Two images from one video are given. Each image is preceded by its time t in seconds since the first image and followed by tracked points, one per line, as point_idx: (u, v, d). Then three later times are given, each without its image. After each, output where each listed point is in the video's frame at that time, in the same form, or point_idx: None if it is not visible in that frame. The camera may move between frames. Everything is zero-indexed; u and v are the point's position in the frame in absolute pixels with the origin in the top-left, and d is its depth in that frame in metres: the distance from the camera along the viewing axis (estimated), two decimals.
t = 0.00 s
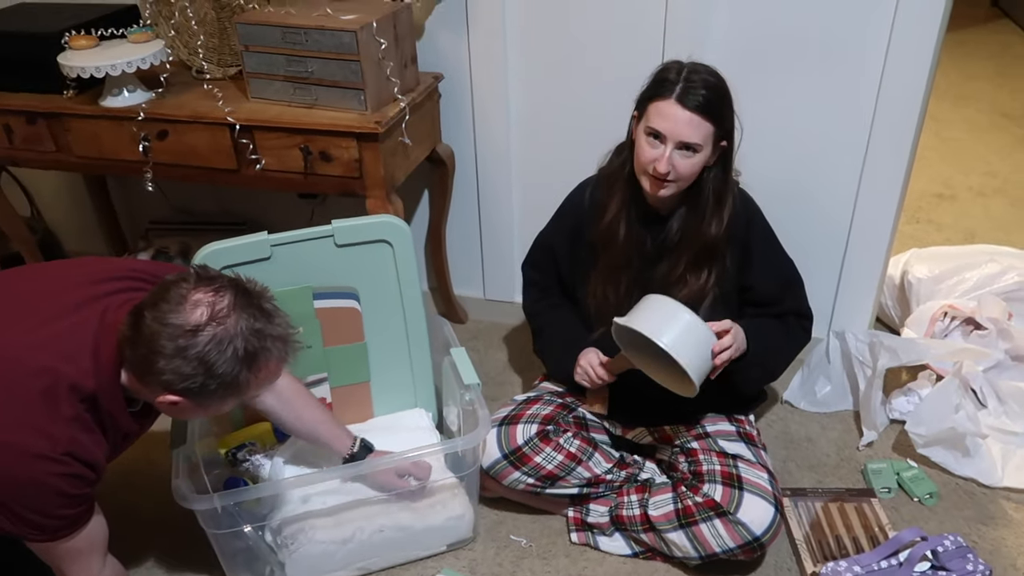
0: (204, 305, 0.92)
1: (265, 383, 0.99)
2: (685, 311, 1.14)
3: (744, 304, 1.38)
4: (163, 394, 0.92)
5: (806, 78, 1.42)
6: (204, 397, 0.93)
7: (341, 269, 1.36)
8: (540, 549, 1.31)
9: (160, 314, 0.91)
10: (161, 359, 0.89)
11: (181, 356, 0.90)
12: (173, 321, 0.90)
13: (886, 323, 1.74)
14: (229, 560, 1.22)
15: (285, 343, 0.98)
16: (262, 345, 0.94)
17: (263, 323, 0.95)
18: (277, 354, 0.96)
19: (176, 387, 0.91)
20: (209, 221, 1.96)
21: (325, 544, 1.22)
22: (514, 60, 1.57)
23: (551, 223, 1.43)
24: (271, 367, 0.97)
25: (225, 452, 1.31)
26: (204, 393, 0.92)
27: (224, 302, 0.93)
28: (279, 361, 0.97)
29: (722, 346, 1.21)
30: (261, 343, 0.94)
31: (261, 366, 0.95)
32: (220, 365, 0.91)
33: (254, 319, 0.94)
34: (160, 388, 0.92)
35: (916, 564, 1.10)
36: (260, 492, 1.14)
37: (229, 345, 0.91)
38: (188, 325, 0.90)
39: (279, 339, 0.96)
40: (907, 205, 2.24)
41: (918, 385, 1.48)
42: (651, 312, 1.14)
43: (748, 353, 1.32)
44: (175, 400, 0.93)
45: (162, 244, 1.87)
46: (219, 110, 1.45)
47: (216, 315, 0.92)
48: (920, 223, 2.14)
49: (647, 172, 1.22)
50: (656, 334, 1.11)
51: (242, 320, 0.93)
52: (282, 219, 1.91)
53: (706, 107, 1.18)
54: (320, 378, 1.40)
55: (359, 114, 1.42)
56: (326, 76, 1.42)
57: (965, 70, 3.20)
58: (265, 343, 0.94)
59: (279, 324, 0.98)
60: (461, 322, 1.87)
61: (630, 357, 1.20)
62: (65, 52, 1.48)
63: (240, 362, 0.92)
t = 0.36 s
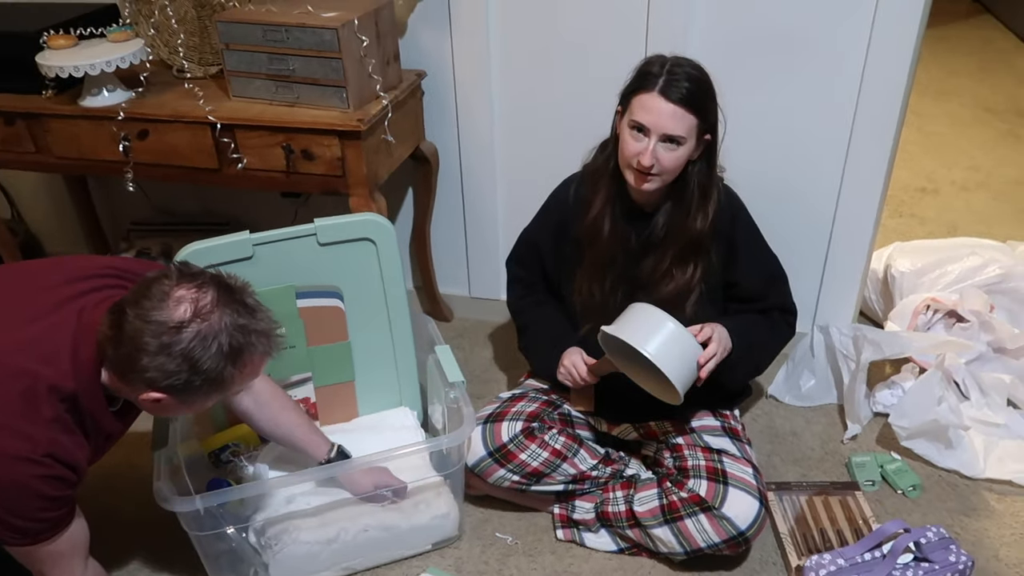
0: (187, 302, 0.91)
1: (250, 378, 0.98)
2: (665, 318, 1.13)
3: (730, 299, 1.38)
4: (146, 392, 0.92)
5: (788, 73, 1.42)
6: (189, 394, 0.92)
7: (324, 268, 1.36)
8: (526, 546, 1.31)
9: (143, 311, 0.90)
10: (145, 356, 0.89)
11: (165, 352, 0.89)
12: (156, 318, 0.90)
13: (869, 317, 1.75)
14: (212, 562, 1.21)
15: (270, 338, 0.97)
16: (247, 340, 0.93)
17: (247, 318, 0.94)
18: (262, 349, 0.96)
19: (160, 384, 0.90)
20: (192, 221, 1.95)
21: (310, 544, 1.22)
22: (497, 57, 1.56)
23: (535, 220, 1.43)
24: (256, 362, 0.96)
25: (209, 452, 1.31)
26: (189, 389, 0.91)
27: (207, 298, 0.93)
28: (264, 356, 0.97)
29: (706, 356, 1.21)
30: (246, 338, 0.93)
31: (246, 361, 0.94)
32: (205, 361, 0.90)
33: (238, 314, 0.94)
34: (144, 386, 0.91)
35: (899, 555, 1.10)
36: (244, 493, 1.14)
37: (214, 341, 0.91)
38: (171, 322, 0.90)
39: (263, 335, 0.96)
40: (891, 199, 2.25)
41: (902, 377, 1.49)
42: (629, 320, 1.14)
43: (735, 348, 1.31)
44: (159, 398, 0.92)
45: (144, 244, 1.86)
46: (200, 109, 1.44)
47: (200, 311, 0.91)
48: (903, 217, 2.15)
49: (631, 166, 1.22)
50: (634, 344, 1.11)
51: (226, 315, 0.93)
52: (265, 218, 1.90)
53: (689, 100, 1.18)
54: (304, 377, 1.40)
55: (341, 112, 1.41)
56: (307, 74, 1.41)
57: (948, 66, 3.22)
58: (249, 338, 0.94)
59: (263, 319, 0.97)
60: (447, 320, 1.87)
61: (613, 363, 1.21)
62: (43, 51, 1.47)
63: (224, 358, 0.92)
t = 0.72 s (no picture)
0: (175, 291, 0.91)
1: (237, 368, 0.98)
2: (648, 306, 1.14)
3: (716, 289, 1.39)
4: (134, 381, 0.91)
5: (772, 62, 1.42)
6: (177, 383, 0.92)
7: (310, 260, 1.35)
8: (516, 535, 1.31)
9: (132, 301, 0.90)
10: (134, 345, 0.88)
11: (154, 341, 0.89)
12: (145, 307, 0.89)
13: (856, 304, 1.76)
14: (201, 554, 1.21)
15: (257, 328, 0.97)
16: (235, 330, 0.93)
17: (235, 308, 0.94)
18: (249, 339, 0.95)
19: (149, 373, 0.90)
20: (177, 213, 1.93)
21: (299, 536, 1.22)
22: (481, 47, 1.56)
23: (522, 211, 1.43)
24: (244, 352, 0.96)
25: (196, 445, 1.31)
26: (178, 378, 0.91)
27: (196, 288, 0.92)
28: (251, 346, 0.96)
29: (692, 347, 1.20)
30: (235, 328, 0.93)
31: (235, 351, 0.94)
32: (194, 350, 0.90)
33: (226, 305, 0.93)
34: (132, 375, 0.90)
35: (884, 540, 1.09)
36: (232, 485, 1.13)
37: (203, 331, 0.91)
38: (160, 311, 0.89)
39: (251, 324, 0.96)
40: (876, 187, 2.26)
41: (887, 364, 1.49)
42: (612, 311, 1.16)
43: (723, 337, 1.31)
44: (146, 387, 0.91)
45: (129, 237, 1.85)
46: (183, 100, 1.43)
47: (189, 301, 0.91)
48: (888, 205, 2.17)
49: (615, 156, 1.22)
50: (615, 334, 1.12)
51: (215, 305, 0.92)
52: (251, 210, 1.89)
53: (672, 88, 1.18)
54: (291, 369, 1.39)
55: (326, 103, 1.40)
56: (291, 64, 1.40)
57: (932, 54, 3.24)
58: (238, 328, 0.93)
59: (250, 309, 0.97)
60: (434, 311, 1.87)
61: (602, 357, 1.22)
62: (22, 42, 1.45)
63: (213, 347, 0.92)
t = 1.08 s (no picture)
0: (179, 299, 0.91)
1: (238, 375, 0.98)
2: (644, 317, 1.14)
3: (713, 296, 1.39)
4: (136, 388, 0.91)
5: (770, 71, 1.43)
6: (179, 390, 0.92)
7: (310, 266, 1.35)
8: (515, 543, 1.31)
9: (136, 308, 0.89)
10: (138, 353, 0.88)
11: (159, 349, 0.89)
12: (149, 315, 0.89)
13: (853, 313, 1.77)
14: (200, 561, 1.20)
15: (259, 335, 0.97)
16: (238, 337, 0.94)
17: (238, 316, 0.94)
18: (251, 346, 0.96)
19: (152, 380, 0.90)
20: (176, 219, 1.93)
21: (298, 543, 1.22)
22: (480, 54, 1.56)
23: (522, 218, 1.44)
24: (245, 359, 0.96)
25: (193, 453, 1.30)
26: (180, 386, 0.91)
27: (200, 295, 0.92)
28: (252, 352, 0.97)
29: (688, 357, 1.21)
30: (238, 335, 0.93)
31: (237, 358, 0.94)
32: (198, 358, 0.90)
33: (230, 312, 0.94)
34: (135, 382, 0.90)
35: (882, 549, 1.09)
36: (231, 492, 1.13)
37: (207, 339, 0.91)
38: (164, 319, 0.89)
39: (253, 332, 0.96)
40: (873, 195, 2.27)
41: (885, 373, 1.50)
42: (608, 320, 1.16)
43: (723, 345, 1.32)
44: (148, 394, 0.91)
45: (127, 243, 1.85)
46: (184, 107, 1.43)
47: (193, 309, 0.91)
48: (885, 213, 2.18)
49: (614, 164, 1.23)
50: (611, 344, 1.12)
51: (219, 313, 0.92)
52: (250, 216, 1.89)
53: (670, 97, 1.19)
54: (292, 376, 1.40)
55: (326, 110, 1.41)
56: (292, 71, 1.40)
57: (928, 62, 3.25)
58: (240, 335, 0.94)
59: (252, 316, 0.97)
60: (433, 318, 1.87)
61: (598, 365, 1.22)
62: (23, 48, 1.45)
63: (217, 355, 0.92)
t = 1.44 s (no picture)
0: (177, 299, 0.91)
1: (234, 376, 0.98)
2: (635, 307, 1.14)
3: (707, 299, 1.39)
4: (132, 388, 0.91)
5: (766, 74, 1.44)
6: (176, 390, 0.92)
7: (305, 267, 1.35)
8: (510, 543, 1.31)
9: (133, 308, 0.90)
10: (135, 352, 0.89)
11: (156, 349, 0.89)
12: (147, 314, 0.89)
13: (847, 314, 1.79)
14: (192, 561, 1.20)
15: (256, 335, 0.98)
16: (235, 338, 0.94)
17: (236, 317, 0.94)
18: (248, 347, 0.96)
19: (149, 380, 0.90)
20: (171, 219, 1.93)
21: (291, 543, 1.22)
22: (477, 55, 1.57)
23: (518, 218, 1.44)
24: (242, 360, 0.96)
25: (188, 453, 1.30)
26: (177, 386, 0.91)
27: (198, 296, 0.92)
28: (249, 353, 0.97)
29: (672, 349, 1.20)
30: (235, 336, 0.94)
31: (234, 358, 0.95)
32: (195, 358, 0.90)
33: (228, 313, 0.94)
34: (131, 382, 0.90)
35: (875, 547, 1.10)
36: (225, 492, 1.13)
37: (204, 339, 0.91)
38: (162, 319, 0.89)
39: (250, 332, 0.96)
40: (866, 198, 2.29)
41: (877, 374, 1.51)
42: (598, 309, 1.15)
43: (716, 346, 1.33)
44: (144, 394, 0.92)
45: (122, 243, 1.84)
46: (180, 107, 1.43)
47: (191, 309, 0.91)
48: (877, 216, 2.19)
49: (614, 160, 1.23)
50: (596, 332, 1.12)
51: (216, 313, 0.93)
52: (245, 217, 1.89)
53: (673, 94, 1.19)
54: (287, 377, 1.39)
55: (322, 111, 1.41)
56: (289, 72, 1.40)
57: (919, 67, 3.28)
58: (238, 336, 0.94)
59: (250, 317, 0.98)
60: (428, 319, 1.86)
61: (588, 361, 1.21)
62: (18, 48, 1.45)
63: (214, 355, 0.92)
